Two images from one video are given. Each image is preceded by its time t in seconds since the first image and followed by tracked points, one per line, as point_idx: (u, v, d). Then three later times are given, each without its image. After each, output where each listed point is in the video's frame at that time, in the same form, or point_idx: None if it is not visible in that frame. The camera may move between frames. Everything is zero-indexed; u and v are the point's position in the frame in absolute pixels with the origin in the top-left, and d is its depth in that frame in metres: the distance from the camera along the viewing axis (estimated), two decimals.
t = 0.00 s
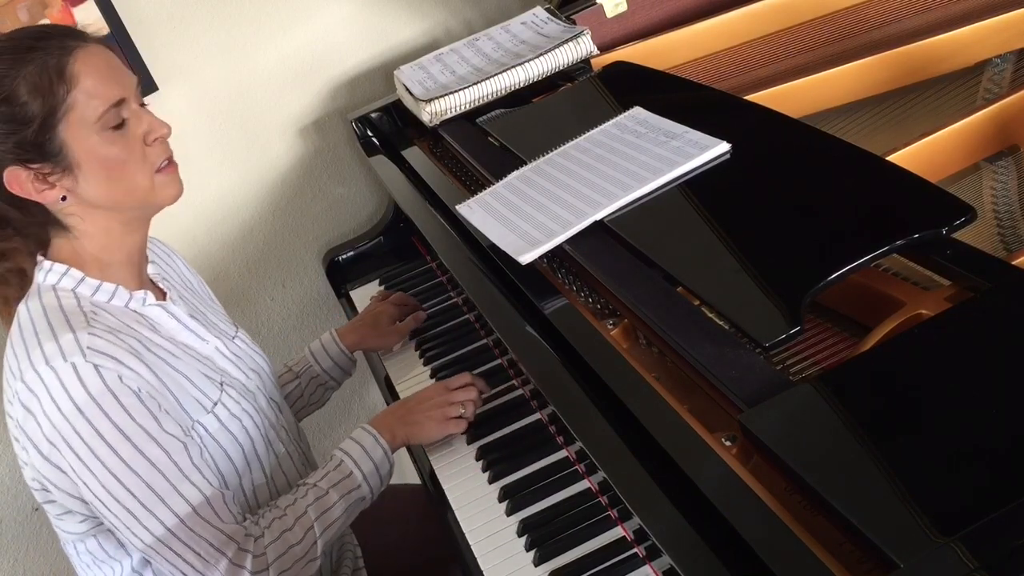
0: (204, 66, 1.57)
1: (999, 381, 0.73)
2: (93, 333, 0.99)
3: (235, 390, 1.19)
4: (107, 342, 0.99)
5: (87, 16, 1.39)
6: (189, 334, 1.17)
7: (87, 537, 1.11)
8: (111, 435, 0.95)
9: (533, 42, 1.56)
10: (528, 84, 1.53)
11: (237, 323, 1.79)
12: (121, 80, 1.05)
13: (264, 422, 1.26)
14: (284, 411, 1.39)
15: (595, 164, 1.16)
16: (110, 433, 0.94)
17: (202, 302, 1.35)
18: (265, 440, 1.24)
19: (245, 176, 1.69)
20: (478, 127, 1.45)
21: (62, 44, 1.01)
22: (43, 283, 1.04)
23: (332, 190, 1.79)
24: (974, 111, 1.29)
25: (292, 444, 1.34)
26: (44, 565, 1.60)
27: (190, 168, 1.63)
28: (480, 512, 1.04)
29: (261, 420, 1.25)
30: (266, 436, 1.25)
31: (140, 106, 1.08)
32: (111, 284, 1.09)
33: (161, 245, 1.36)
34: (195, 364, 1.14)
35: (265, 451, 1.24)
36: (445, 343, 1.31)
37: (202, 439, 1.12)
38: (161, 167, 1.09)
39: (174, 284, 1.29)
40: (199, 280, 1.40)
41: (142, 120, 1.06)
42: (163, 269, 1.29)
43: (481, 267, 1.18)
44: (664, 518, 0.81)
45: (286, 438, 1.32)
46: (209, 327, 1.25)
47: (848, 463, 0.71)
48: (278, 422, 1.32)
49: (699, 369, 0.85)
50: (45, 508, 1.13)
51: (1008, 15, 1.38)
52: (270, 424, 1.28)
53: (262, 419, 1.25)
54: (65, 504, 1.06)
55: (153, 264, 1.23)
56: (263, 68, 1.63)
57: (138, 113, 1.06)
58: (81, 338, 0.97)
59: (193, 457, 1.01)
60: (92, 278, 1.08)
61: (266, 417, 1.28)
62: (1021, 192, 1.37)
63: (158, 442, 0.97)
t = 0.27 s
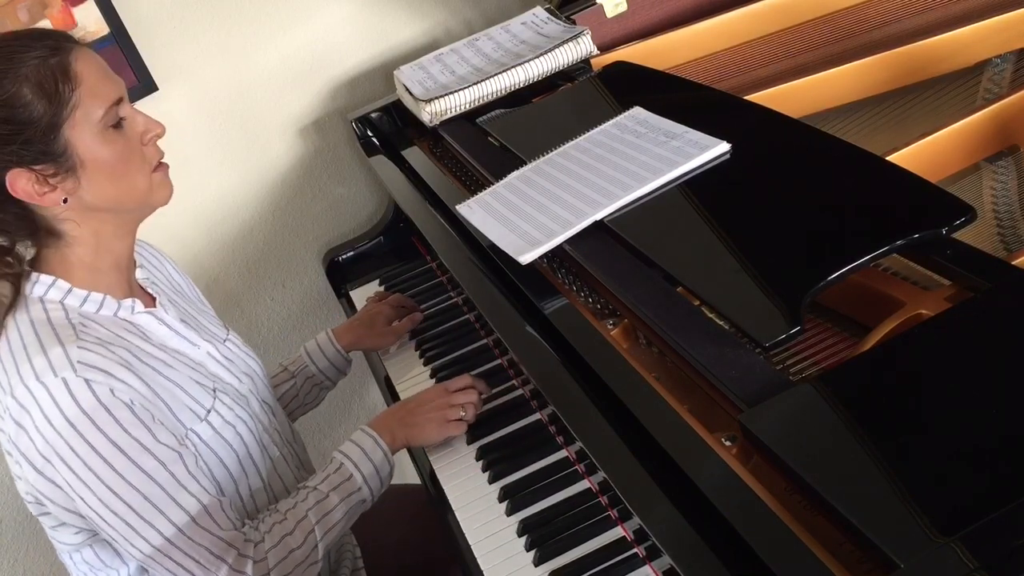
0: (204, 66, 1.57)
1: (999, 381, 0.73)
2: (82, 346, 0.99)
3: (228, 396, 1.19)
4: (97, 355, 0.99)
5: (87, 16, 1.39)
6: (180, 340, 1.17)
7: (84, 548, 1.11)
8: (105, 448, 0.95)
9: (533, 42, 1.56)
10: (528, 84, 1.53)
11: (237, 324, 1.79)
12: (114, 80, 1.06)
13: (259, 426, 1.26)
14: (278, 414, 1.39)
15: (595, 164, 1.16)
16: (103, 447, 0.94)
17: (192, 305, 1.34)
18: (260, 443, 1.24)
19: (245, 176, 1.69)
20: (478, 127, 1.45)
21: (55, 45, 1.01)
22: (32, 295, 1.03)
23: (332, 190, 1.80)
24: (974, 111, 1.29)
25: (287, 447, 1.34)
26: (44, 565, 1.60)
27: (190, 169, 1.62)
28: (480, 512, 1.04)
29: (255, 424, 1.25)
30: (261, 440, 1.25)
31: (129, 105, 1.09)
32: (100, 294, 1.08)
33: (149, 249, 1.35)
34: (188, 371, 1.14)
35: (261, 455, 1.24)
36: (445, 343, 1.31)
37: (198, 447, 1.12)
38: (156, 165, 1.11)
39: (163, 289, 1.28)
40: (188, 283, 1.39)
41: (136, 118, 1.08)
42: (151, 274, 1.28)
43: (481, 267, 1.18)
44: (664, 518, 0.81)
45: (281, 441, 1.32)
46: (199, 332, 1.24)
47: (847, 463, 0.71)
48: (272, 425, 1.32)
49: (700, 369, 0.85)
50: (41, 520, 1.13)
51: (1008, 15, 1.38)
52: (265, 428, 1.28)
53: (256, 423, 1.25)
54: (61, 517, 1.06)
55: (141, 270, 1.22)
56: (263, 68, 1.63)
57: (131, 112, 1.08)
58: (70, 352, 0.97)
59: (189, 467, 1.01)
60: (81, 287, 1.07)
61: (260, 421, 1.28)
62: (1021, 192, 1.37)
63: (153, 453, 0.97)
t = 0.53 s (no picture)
0: (204, 66, 1.57)
1: (999, 381, 0.73)
2: (80, 351, 0.99)
3: (226, 399, 1.19)
4: (95, 360, 0.99)
5: (87, 16, 1.39)
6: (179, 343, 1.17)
7: (83, 552, 1.11)
8: (104, 453, 0.95)
9: (533, 42, 1.56)
10: (528, 84, 1.54)
11: (237, 323, 1.79)
12: (114, 82, 1.06)
13: (258, 427, 1.26)
14: (277, 415, 1.39)
15: (595, 164, 1.16)
16: (102, 453, 0.94)
17: (191, 307, 1.34)
18: (259, 445, 1.25)
19: (245, 176, 1.69)
20: (478, 127, 1.45)
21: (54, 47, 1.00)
22: (31, 299, 1.03)
23: (332, 190, 1.80)
24: (974, 111, 1.29)
25: (286, 448, 1.35)
26: (44, 565, 1.60)
27: (190, 169, 1.62)
28: (480, 512, 1.04)
29: (254, 426, 1.25)
30: (260, 442, 1.25)
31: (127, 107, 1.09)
32: (97, 298, 1.08)
33: (148, 250, 1.35)
34: (186, 374, 1.14)
35: (260, 457, 1.24)
36: (445, 343, 1.31)
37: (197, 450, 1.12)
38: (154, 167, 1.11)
39: (162, 290, 1.28)
40: (186, 284, 1.39)
41: (135, 121, 1.08)
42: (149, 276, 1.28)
43: (481, 267, 1.18)
44: (664, 518, 0.81)
45: (279, 442, 1.32)
46: (198, 333, 1.24)
47: (847, 463, 0.71)
48: (270, 426, 1.32)
49: (699, 369, 0.85)
50: (39, 524, 1.13)
51: (1008, 15, 1.38)
52: (264, 429, 1.28)
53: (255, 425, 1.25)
54: (59, 521, 1.06)
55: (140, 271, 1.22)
56: (263, 69, 1.63)
57: (130, 114, 1.08)
58: (68, 357, 0.97)
59: (188, 471, 1.01)
60: (79, 291, 1.07)
61: (259, 423, 1.28)
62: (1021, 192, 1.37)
63: (152, 458, 0.97)
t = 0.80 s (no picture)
0: (204, 66, 1.57)
1: (998, 381, 0.73)
2: (82, 350, 0.99)
3: (227, 399, 1.19)
4: (97, 359, 0.99)
5: (87, 16, 1.39)
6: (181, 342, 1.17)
7: (82, 551, 1.11)
8: (105, 453, 0.95)
9: (533, 42, 1.56)
10: (528, 84, 1.54)
11: (237, 323, 1.79)
12: (117, 83, 1.06)
13: (258, 428, 1.26)
14: (277, 415, 1.39)
15: (595, 164, 1.16)
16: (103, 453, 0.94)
17: (192, 306, 1.34)
18: (259, 445, 1.24)
19: (245, 176, 1.69)
20: (478, 127, 1.45)
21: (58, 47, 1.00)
22: (32, 299, 1.03)
23: (332, 190, 1.80)
24: (974, 111, 1.29)
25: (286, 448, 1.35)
26: (44, 565, 1.60)
27: (190, 169, 1.62)
28: (480, 512, 1.04)
29: (254, 426, 1.25)
30: (260, 442, 1.25)
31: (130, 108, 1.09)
32: (98, 297, 1.08)
33: (149, 248, 1.35)
34: (188, 374, 1.14)
35: (260, 457, 1.24)
36: (445, 343, 1.31)
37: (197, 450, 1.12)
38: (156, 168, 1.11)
39: (164, 290, 1.28)
40: (187, 282, 1.39)
41: (138, 121, 1.08)
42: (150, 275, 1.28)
43: (481, 267, 1.18)
44: (664, 518, 0.81)
45: (279, 443, 1.32)
46: (199, 333, 1.24)
47: (847, 464, 0.71)
48: (270, 427, 1.32)
49: (699, 369, 0.85)
50: (39, 523, 1.13)
51: (1008, 15, 1.38)
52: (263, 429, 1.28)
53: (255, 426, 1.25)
54: (59, 521, 1.06)
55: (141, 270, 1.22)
56: (263, 69, 1.63)
57: (133, 115, 1.08)
58: (70, 357, 0.97)
59: (188, 471, 1.01)
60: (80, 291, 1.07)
61: (260, 423, 1.28)
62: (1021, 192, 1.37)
63: (153, 458, 0.97)
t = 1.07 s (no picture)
0: (204, 66, 1.57)
1: (999, 381, 0.73)
2: (80, 353, 0.98)
3: (225, 398, 1.19)
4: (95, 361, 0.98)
5: (86, 16, 1.39)
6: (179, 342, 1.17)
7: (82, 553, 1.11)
8: (104, 454, 0.95)
9: (533, 42, 1.56)
10: (528, 84, 1.54)
11: (237, 323, 1.79)
12: (116, 86, 1.06)
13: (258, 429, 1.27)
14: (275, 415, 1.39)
15: (595, 164, 1.16)
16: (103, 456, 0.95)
17: (189, 307, 1.34)
18: (258, 446, 1.24)
19: (245, 176, 1.69)
20: (478, 127, 1.45)
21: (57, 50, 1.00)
22: (29, 301, 1.03)
23: (332, 190, 1.80)
24: (974, 112, 1.29)
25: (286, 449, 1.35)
26: (44, 566, 1.60)
27: (190, 169, 1.62)
28: (480, 512, 1.04)
29: (253, 427, 1.25)
30: (259, 442, 1.25)
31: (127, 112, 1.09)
32: (96, 298, 1.08)
33: (146, 249, 1.35)
34: (186, 375, 1.14)
35: (259, 457, 1.24)
36: (445, 343, 1.31)
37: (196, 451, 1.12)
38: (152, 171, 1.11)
39: (161, 291, 1.28)
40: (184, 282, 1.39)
41: (136, 124, 1.08)
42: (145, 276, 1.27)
43: (481, 267, 1.18)
44: (664, 518, 0.81)
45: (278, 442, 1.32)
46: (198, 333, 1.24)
47: (848, 464, 0.71)
48: (269, 427, 1.32)
49: (699, 369, 0.85)
50: (37, 526, 1.13)
51: (1008, 15, 1.38)
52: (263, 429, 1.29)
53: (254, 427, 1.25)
54: (58, 523, 1.06)
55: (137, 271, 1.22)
56: (263, 69, 1.63)
57: (131, 118, 1.08)
58: (68, 359, 0.97)
59: (188, 471, 1.01)
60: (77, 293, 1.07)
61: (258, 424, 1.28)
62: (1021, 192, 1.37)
63: (153, 459, 0.98)
